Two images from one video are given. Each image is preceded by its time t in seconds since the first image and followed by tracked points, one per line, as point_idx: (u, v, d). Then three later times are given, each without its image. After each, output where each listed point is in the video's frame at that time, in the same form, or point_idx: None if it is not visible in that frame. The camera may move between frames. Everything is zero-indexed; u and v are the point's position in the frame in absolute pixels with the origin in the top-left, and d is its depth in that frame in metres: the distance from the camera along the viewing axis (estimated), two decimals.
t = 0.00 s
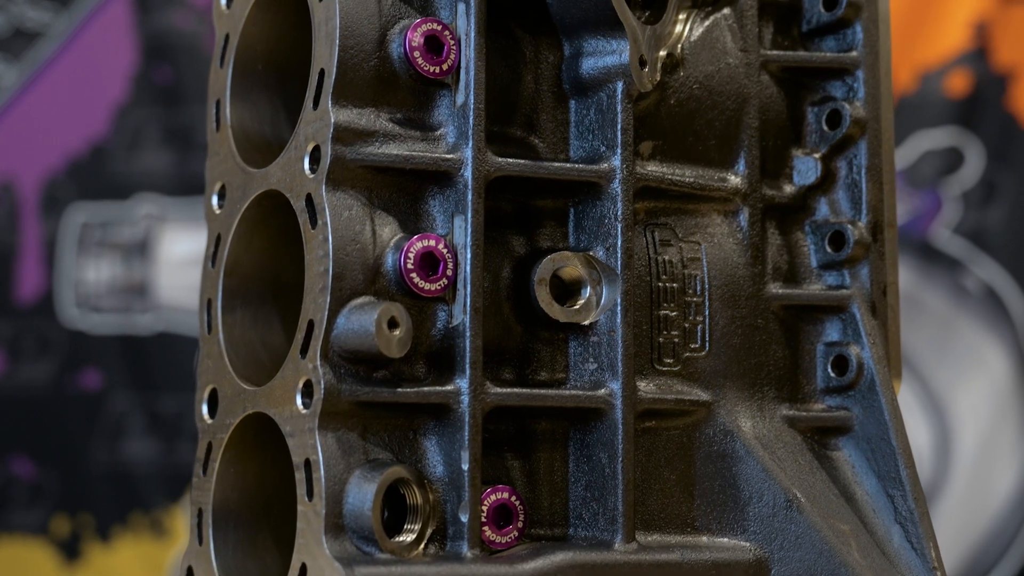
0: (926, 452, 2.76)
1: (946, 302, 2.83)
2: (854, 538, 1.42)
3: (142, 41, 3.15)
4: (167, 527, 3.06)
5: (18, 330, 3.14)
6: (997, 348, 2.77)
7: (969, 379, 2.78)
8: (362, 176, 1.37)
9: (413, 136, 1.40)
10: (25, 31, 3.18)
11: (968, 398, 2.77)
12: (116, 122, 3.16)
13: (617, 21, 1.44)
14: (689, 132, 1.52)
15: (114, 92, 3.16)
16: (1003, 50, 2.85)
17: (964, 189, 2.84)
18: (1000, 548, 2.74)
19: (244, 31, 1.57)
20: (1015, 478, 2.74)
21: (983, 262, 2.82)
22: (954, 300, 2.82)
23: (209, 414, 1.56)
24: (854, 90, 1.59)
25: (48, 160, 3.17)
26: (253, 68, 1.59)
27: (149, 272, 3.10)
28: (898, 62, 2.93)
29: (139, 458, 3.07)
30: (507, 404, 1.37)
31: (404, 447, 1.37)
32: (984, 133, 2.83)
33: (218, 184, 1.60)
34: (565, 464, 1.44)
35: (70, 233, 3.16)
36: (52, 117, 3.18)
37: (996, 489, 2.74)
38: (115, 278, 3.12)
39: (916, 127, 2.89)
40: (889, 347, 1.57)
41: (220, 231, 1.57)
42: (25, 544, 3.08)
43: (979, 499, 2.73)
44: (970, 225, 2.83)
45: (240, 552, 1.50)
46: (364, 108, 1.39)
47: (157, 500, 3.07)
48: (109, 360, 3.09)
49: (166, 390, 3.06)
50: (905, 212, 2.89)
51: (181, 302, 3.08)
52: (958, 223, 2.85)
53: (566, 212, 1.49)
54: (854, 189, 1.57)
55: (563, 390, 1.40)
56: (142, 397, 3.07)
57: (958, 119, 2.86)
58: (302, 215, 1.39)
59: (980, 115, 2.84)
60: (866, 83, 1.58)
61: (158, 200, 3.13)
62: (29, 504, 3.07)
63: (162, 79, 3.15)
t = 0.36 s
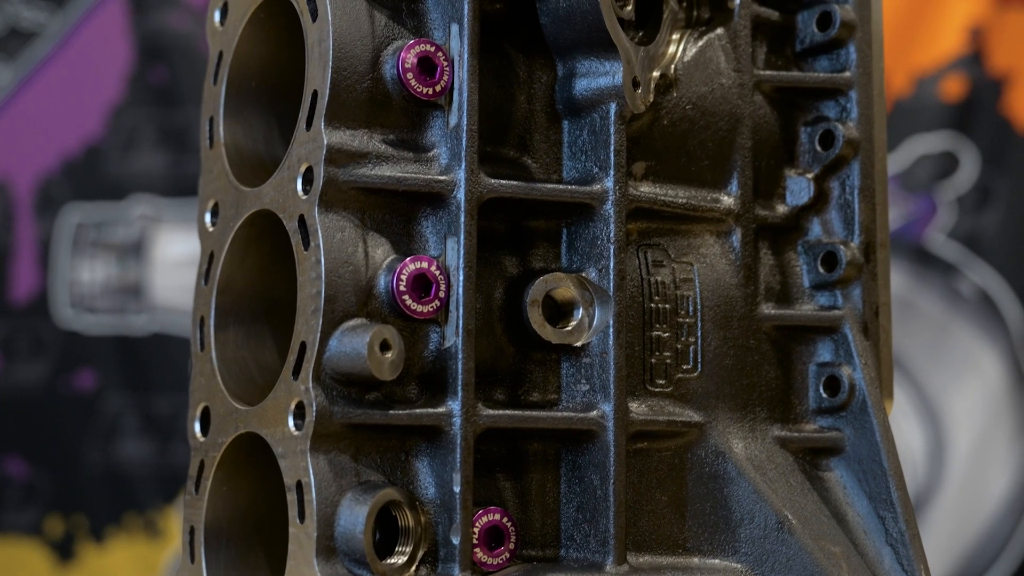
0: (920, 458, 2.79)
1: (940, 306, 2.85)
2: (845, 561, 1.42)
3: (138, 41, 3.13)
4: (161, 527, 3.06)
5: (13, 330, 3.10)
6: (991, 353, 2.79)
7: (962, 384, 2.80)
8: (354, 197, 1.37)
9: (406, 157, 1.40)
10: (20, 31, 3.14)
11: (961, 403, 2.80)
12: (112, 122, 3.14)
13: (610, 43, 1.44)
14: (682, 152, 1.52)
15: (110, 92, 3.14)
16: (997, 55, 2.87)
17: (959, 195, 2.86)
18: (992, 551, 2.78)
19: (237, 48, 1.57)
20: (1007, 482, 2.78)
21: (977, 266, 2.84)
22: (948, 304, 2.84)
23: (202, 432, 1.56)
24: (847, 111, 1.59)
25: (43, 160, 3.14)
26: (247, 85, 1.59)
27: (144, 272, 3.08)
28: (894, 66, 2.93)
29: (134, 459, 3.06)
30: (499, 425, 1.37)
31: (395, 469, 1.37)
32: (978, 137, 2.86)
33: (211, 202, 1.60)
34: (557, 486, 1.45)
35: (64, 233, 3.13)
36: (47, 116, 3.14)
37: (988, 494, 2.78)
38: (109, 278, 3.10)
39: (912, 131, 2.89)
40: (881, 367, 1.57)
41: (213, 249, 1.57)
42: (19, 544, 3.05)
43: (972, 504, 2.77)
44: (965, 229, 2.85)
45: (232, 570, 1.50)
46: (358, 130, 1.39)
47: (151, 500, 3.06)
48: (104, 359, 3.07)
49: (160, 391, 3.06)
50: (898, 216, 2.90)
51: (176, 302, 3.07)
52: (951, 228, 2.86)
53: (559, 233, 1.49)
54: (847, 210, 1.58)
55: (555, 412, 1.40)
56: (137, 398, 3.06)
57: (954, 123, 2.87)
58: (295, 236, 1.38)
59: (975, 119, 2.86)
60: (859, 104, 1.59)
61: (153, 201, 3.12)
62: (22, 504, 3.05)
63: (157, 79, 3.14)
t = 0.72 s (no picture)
0: (912, 460, 2.80)
1: (935, 309, 2.85)
2: None
3: (132, 41, 3.07)
4: (157, 528, 3.02)
5: (6, 331, 3.01)
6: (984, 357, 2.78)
7: (954, 387, 2.80)
8: (347, 221, 1.37)
9: (398, 181, 1.40)
10: (13, 31, 3.05)
11: (953, 405, 2.80)
12: (107, 122, 3.06)
13: (604, 67, 1.44)
14: (675, 174, 1.52)
15: (105, 93, 3.07)
16: (992, 59, 2.86)
17: (953, 198, 2.85)
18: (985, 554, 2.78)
19: (230, 68, 1.57)
20: (1000, 485, 2.77)
21: (972, 269, 2.82)
22: (942, 308, 2.84)
23: (194, 452, 1.56)
24: (840, 133, 1.59)
25: (37, 161, 3.06)
26: (239, 104, 1.60)
27: (139, 273, 3.03)
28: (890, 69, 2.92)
29: (129, 459, 3.01)
30: (491, 449, 1.37)
31: (387, 492, 1.37)
32: (974, 142, 2.84)
33: (204, 221, 1.60)
34: (548, 508, 1.45)
35: (58, 234, 3.05)
36: (41, 116, 3.06)
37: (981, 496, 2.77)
38: (104, 279, 3.04)
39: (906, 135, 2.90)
40: (871, 389, 1.57)
41: (206, 269, 1.57)
42: (12, 544, 2.97)
43: (964, 507, 2.77)
44: (959, 233, 2.84)
45: None
46: (350, 154, 1.39)
47: (146, 501, 3.01)
48: (98, 359, 3.01)
49: (155, 391, 3.02)
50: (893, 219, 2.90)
51: (170, 301, 3.05)
52: (946, 231, 2.85)
53: (552, 255, 1.50)
54: (839, 232, 1.58)
55: (546, 435, 1.40)
56: (132, 397, 3.00)
57: (948, 127, 2.86)
58: (287, 259, 1.39)
59: (970, 123, 2.85)
60: (851, 126, 1.59)
61: (147, 202, 3.07)
62: (18, 504, 2.97)
63: (151, 80, 3.07)
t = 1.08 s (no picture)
0: (906, 464, 2.80)
1: (929, 314, 2.85)
2: None
3: (127, 43, 3.03)
4: (152, 531, 2.99)
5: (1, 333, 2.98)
6: (978, 362, 2.80)
7: (948, 392, 2.82)
8: (339, 246, 1.37)
9: (391, 206, 1.40)
10: (6, 32, 3.02)
11: (948, 410, 2.81)
12: (101, 125, 3.03)
13: (596, 91, 1.44)
14: (668, 197, 1.53)
15: (99, 95, 3.03)
16: (987, 64, 2.87)
17: (948, 203, 2.86)
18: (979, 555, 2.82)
19: (223, 90, 1.57)
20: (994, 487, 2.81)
21: (965, 274, 2.84)
22: (936, 311, 2.84)
23: (186, 474, 1.56)
24: (833, 155, 1.60)
25: (31, 163, 3.03)
26: (231, 125, 1.60)
27: (134, 276, 3.00)
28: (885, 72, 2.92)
29: (123, 461, 2.98)
30: (483, 474, 1.37)
31: (379, 517, 1.37)
32: (968, 146, 2.86)
33: (197, 242, 1.60)
34: (541, 531, 1.45)
35: (52, 237, 3.02)
36: (36, 118, 3.03)
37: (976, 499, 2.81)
38: (98, 282, 3.01)
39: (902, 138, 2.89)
40: (864, 411, 1.58)
41: (198, 290, 1.57)
42: (6, 548, 2.96)
43: (958, 510, 2.80)
44: (953, 237, 2.85)
45: None
46: (343, 179, 1.39)
47: (141, 504, 2.98)
48: (92, 362, 2.98)
49: (149, 394, 2.99)
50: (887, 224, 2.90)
51: (166, 304, 3.01)
52: (941, 235, 2.87)
53: (544, 278, 1.50)
54: (830, 254, 1.59)
55: (538, 460, 1.40)
56: (128, 401, 2.98)
57: (943, 131, 2.87)
58: (279, 284, 1.39)
59: (965, 127, 2.87)
60: (844, 148, 1.59)
61: (142, 205, 3.03)
62: (10, 508, 2.95)
63: (147, 82, 3.04)
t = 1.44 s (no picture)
0: (902, 468, 2.81)
1: (924, 318, 2.85)
2: None
3: (123, 46, 3.07)
4: (147, 535, 3.02)
5: None
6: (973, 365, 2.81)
7: (944, 395, 2.82)
8: (334, 272, 1.37)
9: (386, 231, 1.40)
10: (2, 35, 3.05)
11: (944, 413, 2.81)
12: (97, 128, 3.07)
13: (590, 116, 1.44)
14: (662, 221, 1.53)
15: (95, 99, 3.07)
16: (983, 67, 2.87)
17: (943, 206, 2.87)
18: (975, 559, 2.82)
19: (217, 112, 1.57)
20: (990, 491, 2.81)
21: (962, 278, 2.84)
22: (933, 315, 2.84)
23: (181, 496, 1.56)
24: (827, 177, 1.60)
25: (27, 166, 3.06)
26: (226, 148, 1.59)
27: (130, 280, 3.03)
28: (879, 76, 2.92)
29: (119, 467, 3.02)
30: (478, 499, 1.37)
31: (374, 543, 1.37)
32: (964, 150, 2.86)
33: (191, 264, 1.60)
34: (535, 555, 1.45)
35: (48, 240, 3.06)
36: (31, 122, 3.06)
37: (971, 503, 2.81)
38: (94, 286, 3.04)
39: (897, 142, 2.90)
40: (857, 433, 1.58)
41: (193, 313, 1.57)
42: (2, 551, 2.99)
43: (954, 514, 2.81)
44: (949, 240, 2.85)
45: None
46: (337, 205, 1.39)
47: (137, 508, 3.02)
48: (88, 365, 3.01)
49: (145, 398, 3.02)
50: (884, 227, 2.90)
51: (162, 308, 3.03)
52: (937, 238, 2.86)
53: (539, 302, 1.50)
54: (825, 276, 1.59)
55: (533, 485, 1.40)
56: (123, 405, 3.02)
57: (939, 135, 2.87)
58: (274, 309, 1.39)
59: (961, 131, 2.87)
60: (838, 171, 1.60)
61: (138, 208, 3.06)
62: (7, 511, 2.99)
63: (143, 85, 3.07)
